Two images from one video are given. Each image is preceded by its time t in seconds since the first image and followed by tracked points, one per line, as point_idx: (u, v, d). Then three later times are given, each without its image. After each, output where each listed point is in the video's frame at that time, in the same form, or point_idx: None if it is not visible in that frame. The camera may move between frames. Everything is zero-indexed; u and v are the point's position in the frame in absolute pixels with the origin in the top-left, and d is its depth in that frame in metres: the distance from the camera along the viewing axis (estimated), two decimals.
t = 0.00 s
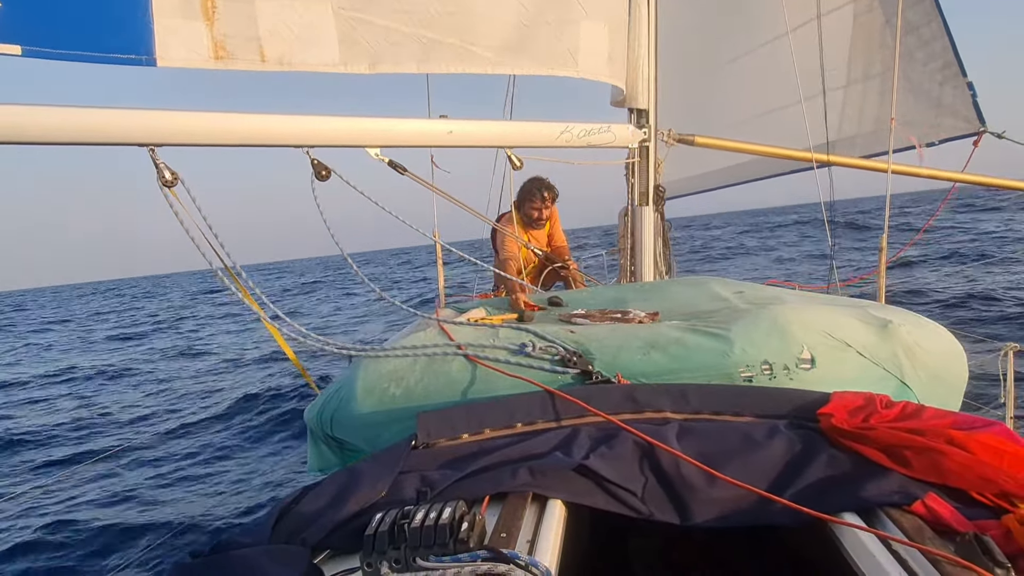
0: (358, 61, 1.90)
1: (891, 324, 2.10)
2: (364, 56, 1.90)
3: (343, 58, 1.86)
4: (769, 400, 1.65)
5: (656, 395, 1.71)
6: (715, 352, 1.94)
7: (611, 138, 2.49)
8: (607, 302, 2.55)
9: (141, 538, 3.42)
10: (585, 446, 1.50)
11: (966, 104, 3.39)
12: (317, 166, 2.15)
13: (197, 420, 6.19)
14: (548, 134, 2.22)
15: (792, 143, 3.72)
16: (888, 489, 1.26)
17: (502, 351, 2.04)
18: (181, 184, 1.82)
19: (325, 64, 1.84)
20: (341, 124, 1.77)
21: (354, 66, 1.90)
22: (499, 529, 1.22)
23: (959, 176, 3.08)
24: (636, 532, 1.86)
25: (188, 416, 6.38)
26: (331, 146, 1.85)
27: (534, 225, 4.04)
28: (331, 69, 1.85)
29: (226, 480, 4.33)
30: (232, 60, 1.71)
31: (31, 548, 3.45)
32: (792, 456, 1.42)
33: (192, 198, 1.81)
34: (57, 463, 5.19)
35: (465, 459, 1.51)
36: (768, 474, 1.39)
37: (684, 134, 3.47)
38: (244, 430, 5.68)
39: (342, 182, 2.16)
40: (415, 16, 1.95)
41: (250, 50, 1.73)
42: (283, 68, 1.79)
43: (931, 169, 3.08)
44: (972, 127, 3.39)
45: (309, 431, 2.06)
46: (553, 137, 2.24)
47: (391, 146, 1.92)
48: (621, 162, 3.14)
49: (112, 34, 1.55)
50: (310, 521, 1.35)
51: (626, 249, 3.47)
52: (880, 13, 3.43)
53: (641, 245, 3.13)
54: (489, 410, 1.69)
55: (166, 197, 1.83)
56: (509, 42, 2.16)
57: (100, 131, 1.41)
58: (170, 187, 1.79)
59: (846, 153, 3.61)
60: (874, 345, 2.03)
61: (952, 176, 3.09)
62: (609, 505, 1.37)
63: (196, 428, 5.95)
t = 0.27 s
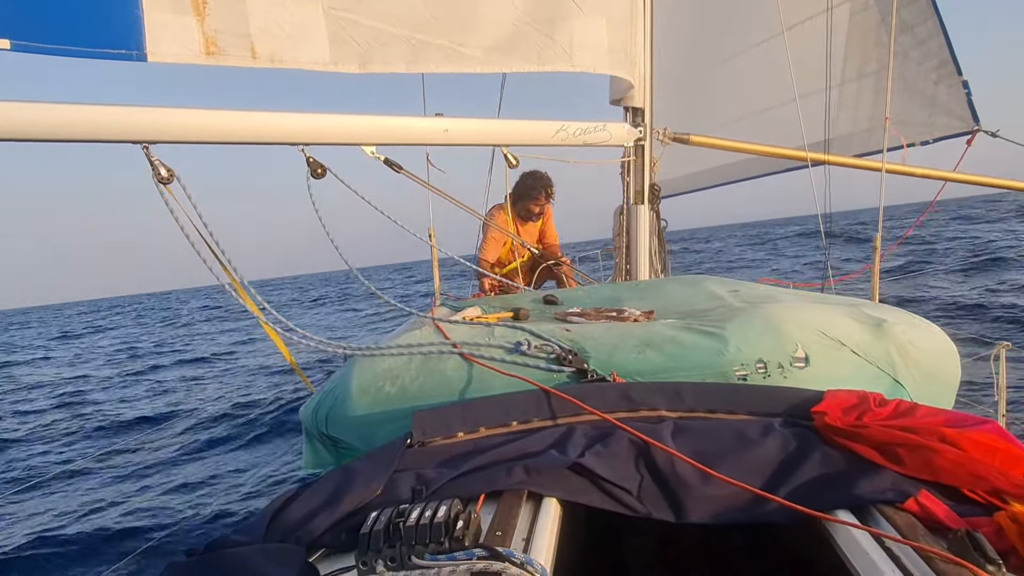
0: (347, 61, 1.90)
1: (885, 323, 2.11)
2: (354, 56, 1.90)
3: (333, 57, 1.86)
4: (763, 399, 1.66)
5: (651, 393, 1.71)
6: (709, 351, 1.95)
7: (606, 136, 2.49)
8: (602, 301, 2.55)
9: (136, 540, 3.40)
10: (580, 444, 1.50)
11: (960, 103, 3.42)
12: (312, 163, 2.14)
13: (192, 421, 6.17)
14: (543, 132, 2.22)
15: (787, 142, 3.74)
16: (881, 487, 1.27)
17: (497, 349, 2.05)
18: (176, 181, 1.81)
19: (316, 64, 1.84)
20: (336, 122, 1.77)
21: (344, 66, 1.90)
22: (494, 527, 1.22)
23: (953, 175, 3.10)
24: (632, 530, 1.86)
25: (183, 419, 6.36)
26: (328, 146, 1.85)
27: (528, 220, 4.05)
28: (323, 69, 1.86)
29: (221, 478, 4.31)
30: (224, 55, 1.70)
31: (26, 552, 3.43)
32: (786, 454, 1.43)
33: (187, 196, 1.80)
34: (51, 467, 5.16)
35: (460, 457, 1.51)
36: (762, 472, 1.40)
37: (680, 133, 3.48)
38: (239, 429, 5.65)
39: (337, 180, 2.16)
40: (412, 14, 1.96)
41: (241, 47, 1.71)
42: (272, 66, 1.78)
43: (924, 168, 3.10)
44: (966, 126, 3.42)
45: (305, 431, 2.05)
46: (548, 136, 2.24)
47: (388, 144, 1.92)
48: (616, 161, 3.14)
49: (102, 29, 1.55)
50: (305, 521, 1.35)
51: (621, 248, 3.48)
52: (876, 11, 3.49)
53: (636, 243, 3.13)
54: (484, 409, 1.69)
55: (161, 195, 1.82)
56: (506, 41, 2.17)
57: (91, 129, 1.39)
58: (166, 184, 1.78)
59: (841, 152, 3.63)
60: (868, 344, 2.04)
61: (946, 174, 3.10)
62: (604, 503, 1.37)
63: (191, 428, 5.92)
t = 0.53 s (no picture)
0: (336, 64, 1.89)
1: (878, 322, 2.12)
2: (344, 59, 1.90)
3: (323, 60, 1.86)
4: (758, 398, 1.67)
5: (646, 393, 1.72)
6: (705, 350, 1.95)
7: (602, 136, 2.49)
8: (598, 301, 2.56)
9: (131, 543, 3.38)
10: (576, 444, 1.50)
11: (953, 103, 3.43)
12: (308, 162, 2.13)
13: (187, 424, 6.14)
14: (538, 132, 2.22)
15: (782, 142, 3.75)
16: (875, 485, 1.27)
17: (493, 349, 2.05)
18: (175, 178, 1.80)
19: (305, 65, 1.84)
20: (331, 122, 1.76)
21: (333, 68, 1.89)
22: (490, 526, 1.21)
23: (946, 176, 3.12)
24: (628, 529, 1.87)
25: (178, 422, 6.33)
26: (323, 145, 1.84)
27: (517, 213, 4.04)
28: (316, 70, 1.86)
29: (216, 481, 4.29)
30: (215, 56, 1.69)
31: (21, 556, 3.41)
32: (781, 453, 1.43)
33: (186, 194, 1.78)
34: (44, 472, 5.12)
35: (456, 457, 1.51)
36: (757, 472, 1.40)
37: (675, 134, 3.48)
38: (233, 432, 5.63)
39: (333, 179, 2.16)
40: (406, 13, 1.96)
41: (233, 47, 1.71)
42: (263, 67, 1.78)
43: (917, 168, 3.11)
44: (959, 126, 3.44)
45: (301, 432, 2.04)
46: (544, 135, 2.24)
47: (384, 144, 1.92)
48: (612, 161, 3.15)
49: (94, 30, 1.54)
50: (301, 521, 1.34)
51: (617, 248, 3.48)
52: (869, 13, 3.47)
53: (632, 243, 3.13)
54: (480, 409, 1.69)
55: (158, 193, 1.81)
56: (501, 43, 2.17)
57: (82, 129, 1.37)
58: (164, 182, 1.77)
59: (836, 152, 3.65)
60: (863, 343, 2.05)
61: (939, 175, 3.12)
62: (600, 502, 1.37)
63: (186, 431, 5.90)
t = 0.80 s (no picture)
0: (332, 66, 1.90)
1: (874, 321, 2.13)
2: (340, 62, 1.90)
3: (319, 61, 1.87)
4: (755, 397, 1.67)
5: (643, 393, 1.72)
6: (701, 350, 1.95)
7: (598, 137, 2.49)
8: (595, 301, 2.56)
9: (127, 548, 3.37)
10: (574, 444, 1.50)
11: (947, 103, 3.45)
12: (304, 164, 2.13)
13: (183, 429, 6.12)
14: (535, 132, 2.22)
15: (777, 142, 3.77)
16: (871, 483, 1.27)
17: (491, 349, 2.05)
18: (171, 180, 1.80)
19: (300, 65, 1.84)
20: (328, 123, 1.76)
21: (331, 70, 1.90)
22: (488, 527, 1.21)
23: (940, 175, 3.13)
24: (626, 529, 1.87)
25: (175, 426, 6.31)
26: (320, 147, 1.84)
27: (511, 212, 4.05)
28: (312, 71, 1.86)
29: (214, 484, 4.28)
30: (212, 56, 1.68)
31: (17, 563, 3.39)
32: (778, 452, 1.44)
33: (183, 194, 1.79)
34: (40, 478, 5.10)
35: (454, 458, 1.51)
36: (754, 471, 1.40)
37: (671, 134, 3.49)
38: (230, 437, 5.61)
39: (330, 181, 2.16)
40: (401, 12, 1.97)
41: (230, 48, 1.70)
42: (263, 67, 1.78)
43: (911, 168, 3.12)
44: (953, 126, 3.46)
45: (297, 434, 2.04)
46: (540, 136, 2.25)
47: (380, 145, 1.92)
48: (608, 162, 3.16)
49: (91, 30, 1.53)
50: (298, 524, 1.34)
51: (613, 248, 3.49)
52: (863, 13, 3.44)
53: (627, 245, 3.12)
54: (477, 410, 1.69)
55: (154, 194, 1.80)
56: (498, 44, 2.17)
57: (76, 130, 1.36)
58: (160, 183, 1.76)
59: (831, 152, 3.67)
60: (858, 342, 2.06)
61: (933, 174, 3.13)
62: (597, 502, 1.37)
63: (182, 435, 5.88)
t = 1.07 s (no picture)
0: (333, 70, 1.90)
1: (871, 321, 2.14)
2: (341, 66, 1.91)
3: (322, 65, 1.87)
4: (753, 397, 1.67)
5: (642, 394, 1.72)
6: (699, 351, 1.96)
7: (594, 139, 2.50)
8: (592, 303, 2.56)
9: (125, 556, 3.35)
10: (572, 446, 1.50)
11: (942, 102, 3.47)
12: (300, 170, 2.13)
13: (180, 434, 6.10)
14: (532, 135, 2.23)
15: (772, 143, 3.78)
16: (870, 483, 1.28)
17: (489, 352, 2.04)
18: (167, 187, 1.79)
19: (301, 69, 1.84)
20: (326, 127, 1.76)
21: (332, 75, 1.91)
22: (488, 531, 1.21)
23: (935, 174, 3.15)
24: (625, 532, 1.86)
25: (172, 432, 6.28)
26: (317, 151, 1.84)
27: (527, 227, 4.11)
28: (311, 75, 1.86)
29: (211, 491, 4.26)
30: (213, 61, 1.68)
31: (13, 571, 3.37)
32: (776, 452, 1.44)
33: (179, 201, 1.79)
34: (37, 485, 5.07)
35: (453, 462, 1.51)
36: (753, 472, 1.40)
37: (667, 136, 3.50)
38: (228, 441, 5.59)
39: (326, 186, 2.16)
40: (398, 16, 1.97)
41: (230, 53, 1.71)
42: (263, 71, 1.78)
43: (906, 168, 3.14)
44: (948, 125, 3.48)
45: (296, 439, 2.03)
46: (537, 139, 2.25)
47: (377, 149, 1.92)
48: (605, 164, 3.17)
49: (92, 37, 1.53)
50: (297, 530, 1.33)
51: (611, 250, 3.50)
52: (856, 15, 3.50)
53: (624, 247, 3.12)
54: (476, 413, 1.68)
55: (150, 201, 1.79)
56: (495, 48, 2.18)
57: (75, 137, 1.36)
58: (155, 190, 1.76)
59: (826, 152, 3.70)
60: (856, 342, 2.06)
61: (928, 173, 3.15)
62: (597, 504, 1.37)
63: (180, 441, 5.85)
